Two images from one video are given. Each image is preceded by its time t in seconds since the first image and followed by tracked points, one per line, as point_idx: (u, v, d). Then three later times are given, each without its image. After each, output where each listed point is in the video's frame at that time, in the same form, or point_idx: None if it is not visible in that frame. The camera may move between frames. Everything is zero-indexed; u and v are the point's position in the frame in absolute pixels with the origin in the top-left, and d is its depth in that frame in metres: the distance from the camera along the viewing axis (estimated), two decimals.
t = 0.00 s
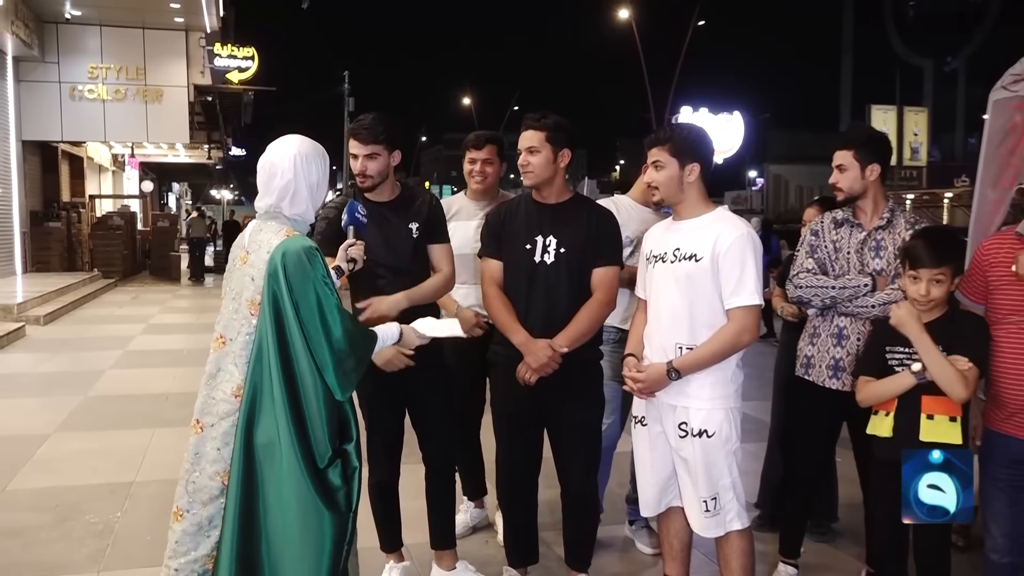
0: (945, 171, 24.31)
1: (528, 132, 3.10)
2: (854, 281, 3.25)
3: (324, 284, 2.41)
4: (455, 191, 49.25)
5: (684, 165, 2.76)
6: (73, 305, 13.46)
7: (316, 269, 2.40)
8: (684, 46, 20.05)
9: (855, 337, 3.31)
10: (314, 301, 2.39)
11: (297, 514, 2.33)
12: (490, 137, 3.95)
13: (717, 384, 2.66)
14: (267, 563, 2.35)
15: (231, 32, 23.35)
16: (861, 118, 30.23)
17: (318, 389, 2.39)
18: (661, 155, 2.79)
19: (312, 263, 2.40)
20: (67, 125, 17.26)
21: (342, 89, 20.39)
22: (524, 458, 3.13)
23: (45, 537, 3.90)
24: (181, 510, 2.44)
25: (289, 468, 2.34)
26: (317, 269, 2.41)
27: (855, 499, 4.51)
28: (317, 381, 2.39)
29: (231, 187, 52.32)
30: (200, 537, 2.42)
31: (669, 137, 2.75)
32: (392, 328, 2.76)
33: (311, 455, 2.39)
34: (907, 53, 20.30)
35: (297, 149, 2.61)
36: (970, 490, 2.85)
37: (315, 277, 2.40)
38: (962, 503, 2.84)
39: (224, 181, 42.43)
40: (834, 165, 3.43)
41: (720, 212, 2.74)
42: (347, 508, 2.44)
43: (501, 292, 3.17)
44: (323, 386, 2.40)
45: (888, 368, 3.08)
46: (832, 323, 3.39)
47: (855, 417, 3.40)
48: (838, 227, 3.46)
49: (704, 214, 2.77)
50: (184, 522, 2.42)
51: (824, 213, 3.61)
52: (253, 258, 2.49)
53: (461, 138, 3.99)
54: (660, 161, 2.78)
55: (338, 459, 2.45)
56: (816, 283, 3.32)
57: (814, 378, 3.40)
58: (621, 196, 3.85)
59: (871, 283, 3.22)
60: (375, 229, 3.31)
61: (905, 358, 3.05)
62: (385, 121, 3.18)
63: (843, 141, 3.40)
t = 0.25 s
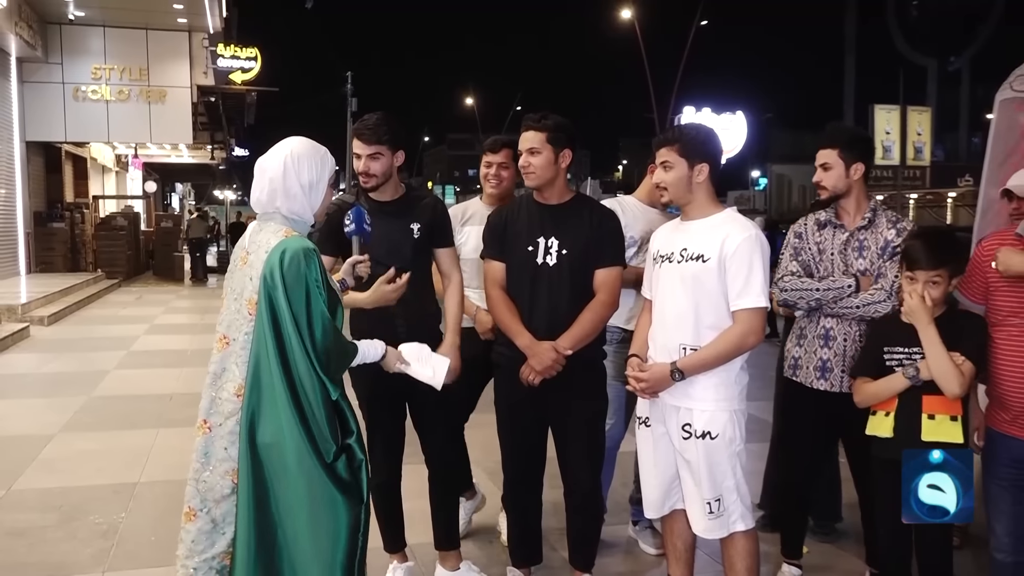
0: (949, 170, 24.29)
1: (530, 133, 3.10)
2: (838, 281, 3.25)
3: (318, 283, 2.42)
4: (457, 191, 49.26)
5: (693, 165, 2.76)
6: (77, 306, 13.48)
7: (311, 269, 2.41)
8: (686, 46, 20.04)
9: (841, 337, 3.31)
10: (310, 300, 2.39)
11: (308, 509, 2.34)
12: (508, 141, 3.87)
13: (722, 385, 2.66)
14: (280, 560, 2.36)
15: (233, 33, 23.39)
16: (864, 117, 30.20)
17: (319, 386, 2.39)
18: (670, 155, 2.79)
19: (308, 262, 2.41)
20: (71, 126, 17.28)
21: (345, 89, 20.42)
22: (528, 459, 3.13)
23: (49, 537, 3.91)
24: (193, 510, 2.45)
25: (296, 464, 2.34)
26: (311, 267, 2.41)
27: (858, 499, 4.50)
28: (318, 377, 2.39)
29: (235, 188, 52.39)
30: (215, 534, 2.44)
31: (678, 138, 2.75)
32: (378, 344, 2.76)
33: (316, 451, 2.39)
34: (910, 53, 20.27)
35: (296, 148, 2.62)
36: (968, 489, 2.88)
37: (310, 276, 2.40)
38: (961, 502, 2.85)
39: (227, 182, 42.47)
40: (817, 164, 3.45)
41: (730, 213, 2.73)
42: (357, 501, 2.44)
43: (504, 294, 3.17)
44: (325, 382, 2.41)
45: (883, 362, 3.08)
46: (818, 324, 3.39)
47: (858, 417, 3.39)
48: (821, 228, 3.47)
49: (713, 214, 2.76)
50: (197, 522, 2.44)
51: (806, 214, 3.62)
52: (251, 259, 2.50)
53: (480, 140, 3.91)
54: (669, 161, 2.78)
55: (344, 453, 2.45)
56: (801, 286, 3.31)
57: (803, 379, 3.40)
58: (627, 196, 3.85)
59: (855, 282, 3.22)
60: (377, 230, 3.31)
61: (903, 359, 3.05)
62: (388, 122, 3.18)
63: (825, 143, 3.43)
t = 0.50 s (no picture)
0: (952, 170, 24.25)
1: (533, 133, 3.09)
2: (827, 282, 3.25)
3: (320, 284, 2.40)
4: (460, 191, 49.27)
5: (702, 165, 2.75)
6: (80, 306, 13.49)
7: (313, 270, 2.39)
8: (689, 46, 20.02)
9: (831, 339, 3.31)
10: (311, 302, 2.37)
11: (308, 511, 2.34)
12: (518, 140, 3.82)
13: (730, 386, 2.65)
14: (282, 560, 2.36)
15: (236, 33, 23.42)
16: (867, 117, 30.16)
17: (320, 387, 2.38)
18: (680, 154, 2.78)
19: (310, 263, 2.39)
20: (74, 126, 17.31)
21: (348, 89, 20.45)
22: (534, 459, 3.12)
23: (53, 537, 3.91)
24: (208, 509, 2.46)
25: (295, 466, 2.34)
26: (313, 268, 2.39)
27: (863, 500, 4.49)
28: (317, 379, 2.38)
29: (237, 189, 52.44)
30: (229, 533, 2.44)
31: (687, 137, 2.74)
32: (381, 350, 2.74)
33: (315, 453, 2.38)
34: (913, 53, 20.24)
35: (300, 148, 2.61)
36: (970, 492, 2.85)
37: (311, 277, 2.38)
38: (962, 502, 2.84)
39: (230, 182, 42.51)
40: (803, 163, 3.40)
41: (738, 213, 2.71)
42: (357, 502, 2.43)
43: (511, 296, 3.16)
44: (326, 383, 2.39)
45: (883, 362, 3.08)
46: (807, 326, 3.39)
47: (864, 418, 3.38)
48: (806, 230, 3.47)
49: (722, 214, 2.75)
50: (211, 521, 2.44)
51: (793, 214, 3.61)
52: (255, 259, 2.49)
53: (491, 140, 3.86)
54: (678, 161, 2.77)
55: (345, 454, 2.44)
56: (791, 288, 3.30)
57: (792, 381, 3.39)
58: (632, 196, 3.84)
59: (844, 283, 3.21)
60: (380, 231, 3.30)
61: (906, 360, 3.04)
62: (392, 121, 3.18)
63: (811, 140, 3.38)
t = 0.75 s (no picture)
0: (956, 170, 24.23)
1: (539, 135, 3.07)
2: (820, 283, 3.24)
3: (322, 284, 2.39)
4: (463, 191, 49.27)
5: (709, 164, 2.74)
6: (84, 306, 13.50)
7: (315, 270, 2.38)
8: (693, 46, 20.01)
9: (824, 338, 3.30)
10: (312, 302, 2.37)
11: (305, 512, 2.33)
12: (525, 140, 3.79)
13: (736, 386, 2.64)
14: (281, 559, 2.37)
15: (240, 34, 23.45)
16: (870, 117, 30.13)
17: (320, 388, 2.37)
18: (687, 154, 2.78)
19: (312, 263, 2.38)
20: (79, 127, 17.34)
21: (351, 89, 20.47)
22: (540, 459, 3.11)
23: (58, 536, 3.91)
24: (218, 508, 2.47)
25: (293, 466, 2.34)
26: (316, 268, 2.38)
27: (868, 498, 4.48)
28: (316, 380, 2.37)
29: (241, 189, 52.48)
30: (239, 532, 2.46)
31: (695, 137, 2.74)
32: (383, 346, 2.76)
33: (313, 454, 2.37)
34: (916, 52, 20.19)
35: (305, 149, 2.60)
36: (970, 492, 2.83)
37: (313, 277, 2.37)
38: (962, 502, 2.82)
39: (234, 182, 42.54)
40: (794, 162, 3.38)
41: (745, 213, 2.71)
42: (354, 505, 2.41)
43: (518, 298, 3.16)
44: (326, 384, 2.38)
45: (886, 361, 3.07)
46: (800, 326, 3.38)
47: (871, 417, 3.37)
48: (797, 231, 3.46)
49: (729, 215, 2.74)
50: (220, 520, 2.45)
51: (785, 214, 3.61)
52: (261, 259, 2.50)
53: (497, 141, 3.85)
54: (686, 161, 2.77)
55: (343, 456, 2.42)
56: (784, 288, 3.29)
57: (786, 381, 3.39)
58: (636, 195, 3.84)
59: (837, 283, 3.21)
60: (381, 231, 3.29)
61: (906, 360, 3.03)
62: (398, 121, 3.18)
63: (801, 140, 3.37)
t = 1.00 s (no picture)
0: (960, 170, 24.16)
1: (547, 136, 3.08)
2: (829, 282, 3.21)
3: (325, 286, 2.39)
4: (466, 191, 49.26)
5: (715, 164, 2.74)
6: (88, 306, 13.53)
7: (318, 271, 2.38)
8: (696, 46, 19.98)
9: (833, 337, 3.28)
10: (314, 303, 2.37)
11: (309, 512, 2.34)
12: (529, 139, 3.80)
13: (741, 386, 2.64)
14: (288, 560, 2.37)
15: (244, 34, 23.48)
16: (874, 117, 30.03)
17: (323, 388, 2.37)
18: (693, 155, 2.77)
19: (314, 265, 2.38)
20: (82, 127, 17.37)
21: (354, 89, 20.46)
22: (545, 460, 3.11)
23: (63, 535, 3.92)
24: (228, 508, 2.48)
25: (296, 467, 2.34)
26: (317, 270, 2.38)
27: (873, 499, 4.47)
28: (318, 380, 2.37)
29: (245, 189, 52.52)
30: (246, 532, 2.46)
31: (700, 137, 2.73)
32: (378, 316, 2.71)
33: (317, 454, 2.38)
34: (921, 52, 20.12)
35: (305, 149, 2.59)
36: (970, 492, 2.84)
37: (315, 278, 2.37)
38: (963, 504, 2.81)
39: (237, 182, 42.59)
40: (798, 161, 3.37)
41: (750, 213, 2.70)
42: (358, 504, 2.42)
43: (524, 297, 3.16)
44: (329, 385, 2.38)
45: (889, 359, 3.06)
46: (809, 324, 3.36)
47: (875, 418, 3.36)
48: (805, 229, 3.43)
49: (733, 215, 2.74)
50: (230, 520, 2.47)
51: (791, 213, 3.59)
52: (265, 261, 2.50)
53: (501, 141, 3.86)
54: (691, 161, 2.76)
55: (347, 455, 2.43)
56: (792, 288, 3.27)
57: (794, 380, 3.37)
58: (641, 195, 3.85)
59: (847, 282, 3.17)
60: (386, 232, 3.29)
61: (909, 360, 3.02)
62: (403, 121, 3.19)
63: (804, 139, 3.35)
